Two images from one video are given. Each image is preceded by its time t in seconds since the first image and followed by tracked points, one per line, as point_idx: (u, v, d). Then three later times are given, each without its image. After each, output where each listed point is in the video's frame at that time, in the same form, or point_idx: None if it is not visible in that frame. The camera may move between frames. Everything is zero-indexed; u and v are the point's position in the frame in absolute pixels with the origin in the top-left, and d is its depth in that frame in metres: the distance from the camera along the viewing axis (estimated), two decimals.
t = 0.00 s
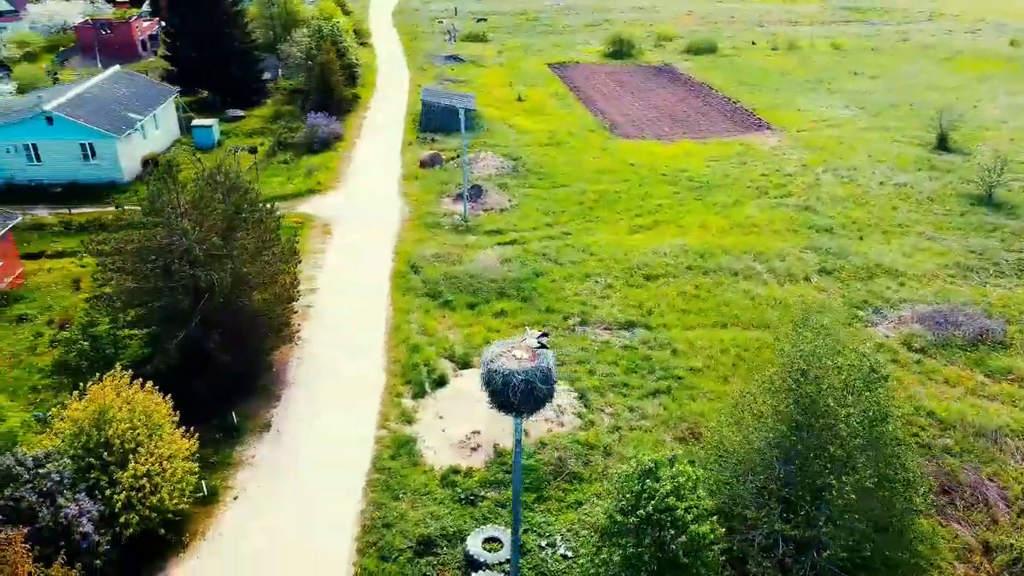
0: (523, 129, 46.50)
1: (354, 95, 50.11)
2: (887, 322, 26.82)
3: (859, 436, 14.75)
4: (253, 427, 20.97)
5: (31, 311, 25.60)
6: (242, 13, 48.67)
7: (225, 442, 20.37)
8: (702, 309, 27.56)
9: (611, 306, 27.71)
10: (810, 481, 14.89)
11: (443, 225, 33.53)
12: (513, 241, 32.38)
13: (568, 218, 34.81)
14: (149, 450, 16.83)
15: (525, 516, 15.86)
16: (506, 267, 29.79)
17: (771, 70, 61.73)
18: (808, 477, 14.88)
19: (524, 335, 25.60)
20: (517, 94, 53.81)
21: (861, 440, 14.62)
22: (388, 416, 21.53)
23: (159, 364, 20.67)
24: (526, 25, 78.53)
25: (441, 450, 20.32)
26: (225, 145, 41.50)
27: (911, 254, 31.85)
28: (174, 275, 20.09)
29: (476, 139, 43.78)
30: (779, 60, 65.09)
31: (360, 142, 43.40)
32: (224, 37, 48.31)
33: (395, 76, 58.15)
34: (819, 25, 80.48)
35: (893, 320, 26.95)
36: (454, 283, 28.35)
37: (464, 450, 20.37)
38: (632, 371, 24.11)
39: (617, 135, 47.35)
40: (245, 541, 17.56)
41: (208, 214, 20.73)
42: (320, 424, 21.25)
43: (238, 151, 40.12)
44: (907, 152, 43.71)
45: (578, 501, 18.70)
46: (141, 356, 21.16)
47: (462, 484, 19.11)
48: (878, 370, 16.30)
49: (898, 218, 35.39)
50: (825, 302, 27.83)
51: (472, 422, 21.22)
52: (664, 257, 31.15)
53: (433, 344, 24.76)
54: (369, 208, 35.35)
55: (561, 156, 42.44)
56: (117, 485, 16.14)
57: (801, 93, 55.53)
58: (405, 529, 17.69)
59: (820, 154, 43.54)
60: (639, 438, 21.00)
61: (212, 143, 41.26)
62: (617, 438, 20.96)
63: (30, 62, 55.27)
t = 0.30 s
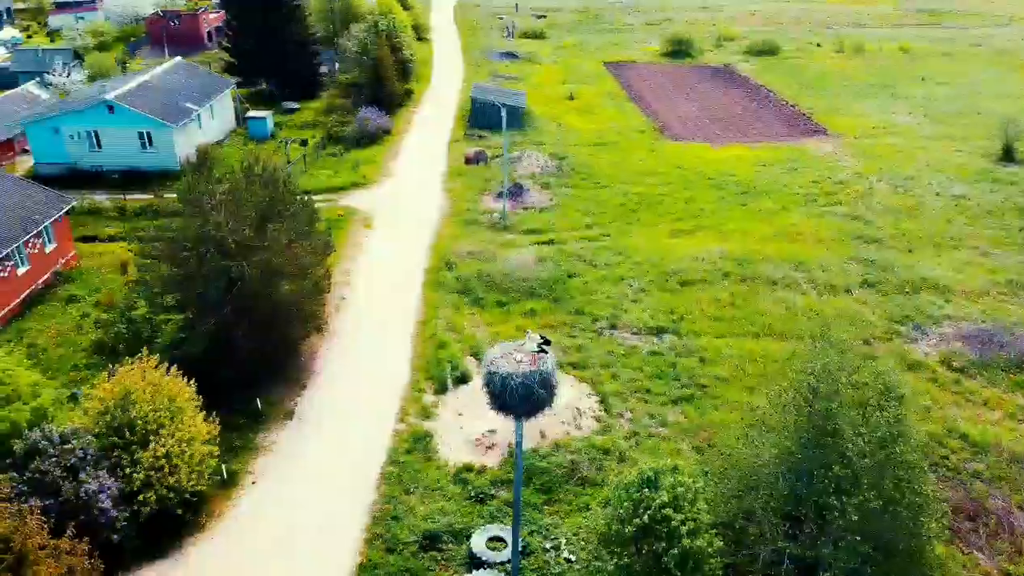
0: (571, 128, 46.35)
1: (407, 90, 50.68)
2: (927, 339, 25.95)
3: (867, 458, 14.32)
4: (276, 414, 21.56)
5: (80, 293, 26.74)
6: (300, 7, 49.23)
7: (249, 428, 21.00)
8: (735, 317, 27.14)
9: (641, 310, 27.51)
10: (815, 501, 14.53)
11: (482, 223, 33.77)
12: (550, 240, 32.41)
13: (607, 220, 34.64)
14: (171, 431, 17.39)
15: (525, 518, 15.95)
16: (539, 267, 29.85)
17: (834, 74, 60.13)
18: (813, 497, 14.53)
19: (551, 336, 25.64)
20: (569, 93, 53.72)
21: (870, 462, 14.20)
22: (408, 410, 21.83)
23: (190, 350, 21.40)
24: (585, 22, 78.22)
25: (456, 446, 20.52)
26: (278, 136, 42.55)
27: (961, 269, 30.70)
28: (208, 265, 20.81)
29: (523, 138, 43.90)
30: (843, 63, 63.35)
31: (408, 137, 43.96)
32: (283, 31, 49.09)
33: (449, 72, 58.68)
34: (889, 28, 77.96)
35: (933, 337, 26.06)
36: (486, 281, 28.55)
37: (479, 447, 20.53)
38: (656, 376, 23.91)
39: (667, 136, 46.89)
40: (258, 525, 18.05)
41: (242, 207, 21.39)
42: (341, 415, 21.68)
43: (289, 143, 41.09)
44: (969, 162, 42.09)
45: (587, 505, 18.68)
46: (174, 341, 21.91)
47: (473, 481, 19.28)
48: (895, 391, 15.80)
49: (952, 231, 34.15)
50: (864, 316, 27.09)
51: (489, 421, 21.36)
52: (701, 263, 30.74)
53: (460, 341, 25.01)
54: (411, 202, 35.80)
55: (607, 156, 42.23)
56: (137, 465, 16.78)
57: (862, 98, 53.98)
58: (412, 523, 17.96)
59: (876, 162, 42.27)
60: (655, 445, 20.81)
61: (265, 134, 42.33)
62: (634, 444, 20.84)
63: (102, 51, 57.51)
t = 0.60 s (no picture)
0: (620, 128, 46.04)
1: (460, 86, 51.06)
2: (969, 358, 25.04)
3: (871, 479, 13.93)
4: (300, 403, 22.13)
5: (127, 276, 27.88)
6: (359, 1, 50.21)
7: (273, 414, 21.60)
8: (769, 326, 26.62)
9: (673, 315, 27.22)
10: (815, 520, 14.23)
11: (521, 221, 33.87)
12: (588, 241, 32.30)
13: (647, 222, 34.33)
14: (193, 414, 18.03)
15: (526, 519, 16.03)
16: (573, 268, 29.81)
17: (900, 78, 58.20)
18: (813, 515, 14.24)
19: (578, 338, 25.61)
20: (623, 92, 53.32)
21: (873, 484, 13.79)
22: (428, 405, 22.12)
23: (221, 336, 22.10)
24: (647, 20, 77.43)
25: (472, 444, 20.70)
26: (330, 128, 43.40)
27: (1014, 287, 29.45)
28: (240, 254, 21.46)
29: (571, 136, 43.80)
30: (912, 67, 61.29)
31: (457, 132, 44.32)
32: (342, 25, 50.16)
33: (505, 69, 58.86)
34: (965, 31, 75.03)
35: (976, 357, 25.12)
36: (519, 280, 28.65)
37: (494, 446, 20.67)
38: (680, 383, 23.66)
39: (718, 138, 46.17)
40: (272, 510, 18.57)
41: (275, 199, 21.97)
42: (364, 407, 22.11)
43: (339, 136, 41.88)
44: None
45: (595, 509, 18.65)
46: (207, 326, 22.67)
47: (485, 479, 19.44)
48: (911, 412, 15.32)
49: (1009, 246, 32.77)
50: (904, 331, 26.28)
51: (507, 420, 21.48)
52: (739, 269, 30.22)
53: (486, 338, 25.19)
54: (453, 197, 36.16)
55: (655, 157, 41.81)
56: (159, 445, 17.45)
57: (928, 105, 52.13)
58: (420, 517, 18.22)
59: (936, 171, 40.81)
60: (672, 453, 20.60)
61: (318, 126, 43.23)
62: (650, 450, 20.69)
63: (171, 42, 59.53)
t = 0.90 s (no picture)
0: (672, 129, 45.49)
1: (513, 82, 51.21)
2: (1012, 382, 24.05)
3: (874, 503, 13.54)
4: (324, 392, 22.64)
5: (172, 260, 28.90)
6: None
7: (297, 402, 22.18)
8: (803, 338, 26.04)
9: (705, 322, 26.87)
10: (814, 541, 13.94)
11: (560, 220, 33.84)
12: (625, 243, 32.10)
13: (689, 226, 33.92)
14: (215, 399, 18.65)
15: (526, 520, 16.11)
16: (608, 270, 29.69)
17: (972, 85, 55.98)
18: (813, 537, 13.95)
19: (605, 342, 25.51)
20: (678, 92, 52.67)
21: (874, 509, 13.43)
22: (448, 401, 22.36)
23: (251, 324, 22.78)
24: (711, 19, 76.26)
25: (487, 442, 20.84)
26: (381, 122, 44.06)
27: None
28: (272, 244, 22.04)
29: (620, 136, 43.52)
30: (986, 74, 58.87)
31: (507, 129, 44.51)
32: (399, 20, 50.76)
33: (561, 66, 58.80)
34: None
35: (1019, 381, 24.10)
36: (552, 280, 28.68)
37: (509, 445, 20.80)
38: (705, 391, 23.36)
39: (772, 143, 45.26)
40: (287, 496, 19.08)
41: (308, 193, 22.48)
42: (386, 399, 22.48)
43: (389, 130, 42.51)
44: None
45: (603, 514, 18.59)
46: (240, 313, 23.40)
47: (496, 478, 19.57)
48: (927, 436, 14.74)
49: None
50: (945, 350, 25.38)
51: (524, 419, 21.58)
52: (779, 278, 29.61)
53: (512, 337, 25.31)
54: (495, 194, 36.35)
55: (703, 161, 41.23)
56: (181, 427, 18.09)
57: (998, 114, 50.03)
58: (428, 511, 18.47)
59: (1000, 184, 39.18)
60: (687, 462, 20.38)
61: (369, 120, 43.93)
62: (666, 458, 20.50)
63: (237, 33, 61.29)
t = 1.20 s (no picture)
0: (722, 132, 44.80)
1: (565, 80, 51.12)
2: None
3: (873, 525, 13.26)
4: (349, 382, 23.14)
5: (216, 247, 29.86)
6: None
7: (321, 390, 22.73)
8: (836, 350, 25.45)
9: (735, 329, 26.49)
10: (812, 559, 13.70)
11: (599, 221, 33.72)
12: (662, 246, 31.82)
13: (729, 231, 33.41)
14: (237, 382, 19.26)
15: (526, 518, 16.30)
16: (641, 272, 29.49)
17: None
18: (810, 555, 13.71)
19: (631, 345, 25.38)
20: (733, 93, 51.80)
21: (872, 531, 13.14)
22: (467, 397, 22.60)
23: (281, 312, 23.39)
24: (775, 20, 74.68)
25: (502, 439, 21.02)
26: (430, 117, 44.54)
27: None
28: (302, 235, 22.58)
29: (668, 137, 43.07)
30: None
31: (555, 127, 44.49)
32: (455, 16, 51.17)
33: (615, 64, 58.43)
34: None
35: None
36: (584, 281, 28.64)
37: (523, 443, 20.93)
38: (728, 399, 23.06)
39: (826, 148, 44.19)
40: (303, 481, 19.62)
41: (340, 186, 22.94)
42: (408, 391, 22.87)
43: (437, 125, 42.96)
44: None
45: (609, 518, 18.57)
46: (272, 301, 24.05)
47: (507, 475, 19.72)
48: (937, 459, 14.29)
49: None
50: (985, 370, 24.48)
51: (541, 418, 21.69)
52: (817, 288, 28.97)
53: (538, 337, 25.39)
54: (536, 192, 36.42)
55: (752, 165, 40.51)
56: (203, 408, 18.76)
57: None
58: (437, 504, 18.74)
59: None
60: (702, 471, 20.17)
61: (419, 114, 44.46)
62: (680, 466, 20.33)
63: (299, 25, 62.64)
